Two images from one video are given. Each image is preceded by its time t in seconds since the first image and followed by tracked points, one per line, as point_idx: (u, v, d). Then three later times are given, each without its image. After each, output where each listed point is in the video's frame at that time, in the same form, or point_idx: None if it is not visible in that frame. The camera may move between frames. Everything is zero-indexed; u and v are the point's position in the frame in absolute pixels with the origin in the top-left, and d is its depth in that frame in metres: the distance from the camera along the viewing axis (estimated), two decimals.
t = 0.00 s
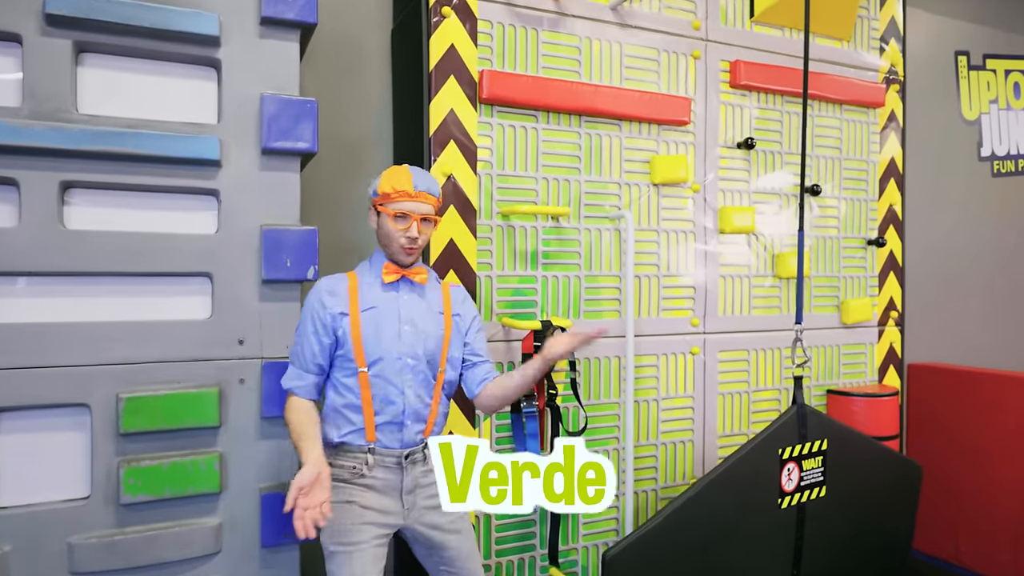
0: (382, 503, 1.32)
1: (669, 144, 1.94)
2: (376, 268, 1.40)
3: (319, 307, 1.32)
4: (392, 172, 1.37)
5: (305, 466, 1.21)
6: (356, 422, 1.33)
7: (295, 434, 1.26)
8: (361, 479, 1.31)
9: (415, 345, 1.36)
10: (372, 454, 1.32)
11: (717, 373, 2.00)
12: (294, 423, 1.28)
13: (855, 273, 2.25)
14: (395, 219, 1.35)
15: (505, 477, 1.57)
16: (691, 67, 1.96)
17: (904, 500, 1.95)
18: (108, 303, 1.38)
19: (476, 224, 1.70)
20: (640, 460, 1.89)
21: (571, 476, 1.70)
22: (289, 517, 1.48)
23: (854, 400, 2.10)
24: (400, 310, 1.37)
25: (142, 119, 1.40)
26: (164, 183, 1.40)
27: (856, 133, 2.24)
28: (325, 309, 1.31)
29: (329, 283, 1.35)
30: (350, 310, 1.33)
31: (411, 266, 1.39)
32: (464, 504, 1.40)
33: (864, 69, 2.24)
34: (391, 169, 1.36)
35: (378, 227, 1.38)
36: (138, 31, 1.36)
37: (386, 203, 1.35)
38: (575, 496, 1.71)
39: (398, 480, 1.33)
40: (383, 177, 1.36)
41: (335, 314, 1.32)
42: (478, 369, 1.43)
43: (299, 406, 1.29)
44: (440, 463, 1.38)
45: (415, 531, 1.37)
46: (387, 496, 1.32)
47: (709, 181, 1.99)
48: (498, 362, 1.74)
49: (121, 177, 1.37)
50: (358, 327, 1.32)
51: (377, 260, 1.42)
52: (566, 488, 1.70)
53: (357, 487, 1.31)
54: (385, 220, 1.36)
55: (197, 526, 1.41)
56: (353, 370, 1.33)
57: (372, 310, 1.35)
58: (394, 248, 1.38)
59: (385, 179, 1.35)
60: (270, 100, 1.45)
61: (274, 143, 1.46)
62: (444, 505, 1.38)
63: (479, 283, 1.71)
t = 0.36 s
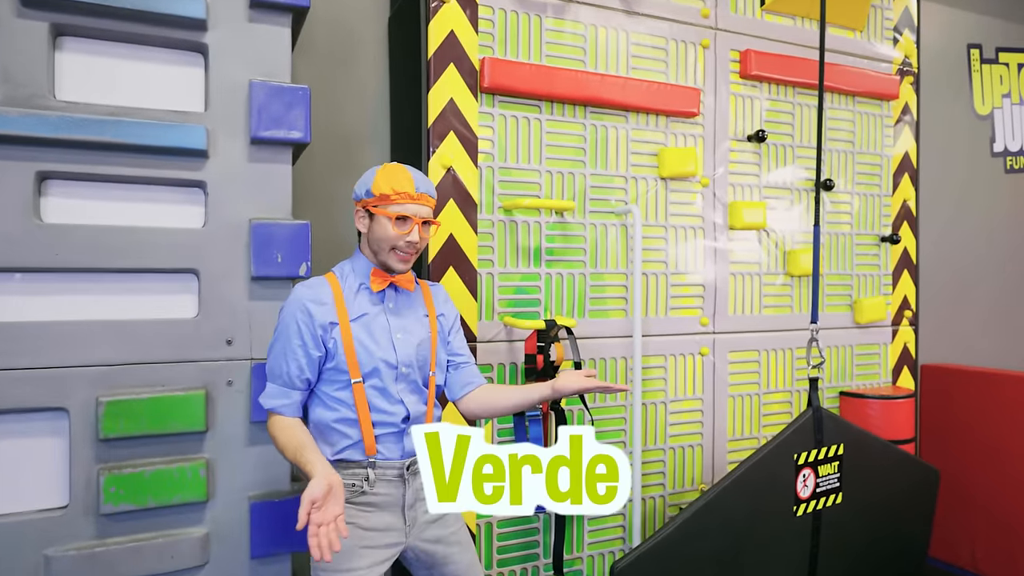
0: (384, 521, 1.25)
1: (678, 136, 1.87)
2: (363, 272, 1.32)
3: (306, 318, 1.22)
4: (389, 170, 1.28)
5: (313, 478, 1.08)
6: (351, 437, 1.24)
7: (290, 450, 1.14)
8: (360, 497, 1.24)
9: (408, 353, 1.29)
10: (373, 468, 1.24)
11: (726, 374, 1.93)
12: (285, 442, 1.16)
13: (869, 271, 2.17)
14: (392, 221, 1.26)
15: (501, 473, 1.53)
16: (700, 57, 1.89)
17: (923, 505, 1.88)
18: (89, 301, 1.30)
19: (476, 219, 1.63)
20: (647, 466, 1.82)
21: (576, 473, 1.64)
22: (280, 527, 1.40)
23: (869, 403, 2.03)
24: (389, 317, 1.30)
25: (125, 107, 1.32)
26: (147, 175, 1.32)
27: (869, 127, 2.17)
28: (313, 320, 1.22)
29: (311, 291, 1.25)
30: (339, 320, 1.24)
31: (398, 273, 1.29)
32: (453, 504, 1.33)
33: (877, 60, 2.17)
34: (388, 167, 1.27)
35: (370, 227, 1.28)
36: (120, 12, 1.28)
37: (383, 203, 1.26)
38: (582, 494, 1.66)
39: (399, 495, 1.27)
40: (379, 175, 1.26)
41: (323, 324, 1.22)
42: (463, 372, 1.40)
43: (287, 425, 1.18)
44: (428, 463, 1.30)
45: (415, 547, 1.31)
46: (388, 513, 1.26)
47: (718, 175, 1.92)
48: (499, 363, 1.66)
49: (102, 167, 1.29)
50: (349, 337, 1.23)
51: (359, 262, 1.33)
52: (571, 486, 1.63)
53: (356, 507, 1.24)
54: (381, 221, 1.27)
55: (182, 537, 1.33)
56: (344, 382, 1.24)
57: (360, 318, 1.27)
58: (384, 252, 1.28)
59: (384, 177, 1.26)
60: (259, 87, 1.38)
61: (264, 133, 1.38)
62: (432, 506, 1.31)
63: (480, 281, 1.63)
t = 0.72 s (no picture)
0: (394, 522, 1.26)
1: (681, 129, 1.80)
2: (383, 279, 1.24)
3: (351, 336, 1.11)
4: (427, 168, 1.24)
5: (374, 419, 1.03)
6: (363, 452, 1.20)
7: (326, 427, 1.06)
8: (376, 503, 1.23)
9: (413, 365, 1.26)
10: (385, 472, 1.25)
11: (731, 376, 1.86)
12: (311, 434, 1.05)
13: (878, 269, 2.11)
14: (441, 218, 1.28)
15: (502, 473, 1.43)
16: (705, 47, 1.82)
17: (936, 511, 1.81)
18: (62, 299, 1.23)
19: (471, 214, 1.56)
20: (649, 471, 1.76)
21: (575, 474, 1.56)
22: (264, 536, 1.34)
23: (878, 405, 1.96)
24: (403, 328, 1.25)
25: (101, 94, 1.25)
26: (125, 167, 1.25)
27: (878, 120, 2.11)
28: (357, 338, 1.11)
29: (350, 302, 1.13)
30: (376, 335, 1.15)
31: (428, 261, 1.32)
32: (454, 503, 1.30)
33: (886, 51, 2.11)
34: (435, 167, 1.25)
35: (427, 233, 1.25)
36: None
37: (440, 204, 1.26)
38: (582, 495, 1.59)
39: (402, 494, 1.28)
40: (432, 177, 1.24)
41: (367, 343, 1.13)
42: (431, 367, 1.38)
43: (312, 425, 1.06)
44: (429, 463, 1.28)
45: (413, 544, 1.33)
46: (396, 514, 1.26)
47: (723, 169, 1.86)
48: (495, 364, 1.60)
49: (76, 158, 1.22)
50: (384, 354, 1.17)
51: (370, 264, 1.24)
52: (571, 486, 1.57)
53: (372, 514, 1.23)
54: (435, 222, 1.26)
55: (161, 547, 1.27)
56: (365, 396, 1.18)
57: (387, 331, 1.20)
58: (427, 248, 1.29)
59: (436, 177, 1.25)
60: (243, 75, 1.31)
61: (248, 123, 1.32)
62: (433, 505, 1.28)
63: (476, 278, 1.57)
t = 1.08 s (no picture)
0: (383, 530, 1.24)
1: (680, 124, 1.74)
2: (392, 286, 1.14)
3: (372, 355, 1.00)
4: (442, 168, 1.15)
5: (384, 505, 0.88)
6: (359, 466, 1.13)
7: (337, 488, 0.91)
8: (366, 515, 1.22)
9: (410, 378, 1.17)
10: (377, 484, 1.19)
11: (732, 379, 1.81)
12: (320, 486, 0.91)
13: (883, 269, 2.05)
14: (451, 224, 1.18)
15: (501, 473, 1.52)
16: (704, 40, 1.76)
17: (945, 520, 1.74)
18: (30, 301, 1.18)
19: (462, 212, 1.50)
20: (647, 478, 1.70)
21: (571, 476, 1.58)
22: (244, 547, 1.28)
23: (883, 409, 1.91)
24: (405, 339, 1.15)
25: (72, 85, 1.19)
26: (97, 162, 1.20)
27: (883, 116, 2.05)
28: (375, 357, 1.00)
29: (367, 317, 1.02)
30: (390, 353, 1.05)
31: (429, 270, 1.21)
32: (453, 503, 1.49)
33: (892, 45, 2.05)
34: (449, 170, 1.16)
35: (435, 234, 1.15)
36: None
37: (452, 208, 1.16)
38: (582, 494, 1.61)
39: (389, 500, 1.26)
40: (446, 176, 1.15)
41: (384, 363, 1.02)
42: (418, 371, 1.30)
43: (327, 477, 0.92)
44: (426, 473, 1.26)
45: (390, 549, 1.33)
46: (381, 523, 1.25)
47: (724, 166, 1.80)
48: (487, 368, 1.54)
49: (44, 152, 1.16)
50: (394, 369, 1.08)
51: (376, 264, 1.14)
52: (571, 486, 1.59)
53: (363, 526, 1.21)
54: (445, 224, 1.16)
55: (135, 560, 1.21)
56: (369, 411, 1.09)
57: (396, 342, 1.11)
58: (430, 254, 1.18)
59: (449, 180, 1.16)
60: (221, 67, 1.25)
61: (227, 116, 1.26)
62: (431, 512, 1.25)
63: (467, 279, 1.51)
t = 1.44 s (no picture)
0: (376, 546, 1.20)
1: (682, 120, 1.70)
2: (376, 293, 1.10)
3: (358, 372, 0.95)
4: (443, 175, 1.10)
5: (384, 554, 0.90)
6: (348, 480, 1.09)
7: (333, 522, 0.90)
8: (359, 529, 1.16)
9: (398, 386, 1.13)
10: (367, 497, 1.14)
11: (736, 381, 1.77)
12: (315, 519, 0.90)
13: (890, 268, 2.01)
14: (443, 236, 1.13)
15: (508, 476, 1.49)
16: (707, 34, 1.72)
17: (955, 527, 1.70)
18: (11, 301, 1.14)
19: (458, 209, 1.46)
20: (648, 483, 1.66)
21: (567, 480, 1.53)
22: (232, 554, 1.25)
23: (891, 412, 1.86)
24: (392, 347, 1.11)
25: (54, 76, 1.15)
26: (80, 158, 1.16)
27: (890, 112, 2.00)
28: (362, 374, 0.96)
29: (353, 331, 0.97)
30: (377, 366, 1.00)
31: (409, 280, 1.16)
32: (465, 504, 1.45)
33: (899, 40, 2.00)
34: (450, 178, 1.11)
35: (424, 242, 1.11)
36: None
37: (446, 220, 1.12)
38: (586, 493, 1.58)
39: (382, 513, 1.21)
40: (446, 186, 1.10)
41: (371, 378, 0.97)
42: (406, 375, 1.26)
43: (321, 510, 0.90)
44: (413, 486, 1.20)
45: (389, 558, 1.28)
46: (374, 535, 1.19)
47: (727, 163, 1.76)
48: (483, 369, 1.50)
49: (24, 146, 1.12)
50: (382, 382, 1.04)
51: (358, 270, 1.09)
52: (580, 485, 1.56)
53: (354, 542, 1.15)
54: (436, 233, 1.12)
55: (119, 568, 1.17)
56: (358, 425, 1.05)
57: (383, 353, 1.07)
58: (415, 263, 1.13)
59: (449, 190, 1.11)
60: (208, 59, 1.22)
61: (215, 111, 1.22)
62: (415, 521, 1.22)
63: (464, 279, 1.47)
